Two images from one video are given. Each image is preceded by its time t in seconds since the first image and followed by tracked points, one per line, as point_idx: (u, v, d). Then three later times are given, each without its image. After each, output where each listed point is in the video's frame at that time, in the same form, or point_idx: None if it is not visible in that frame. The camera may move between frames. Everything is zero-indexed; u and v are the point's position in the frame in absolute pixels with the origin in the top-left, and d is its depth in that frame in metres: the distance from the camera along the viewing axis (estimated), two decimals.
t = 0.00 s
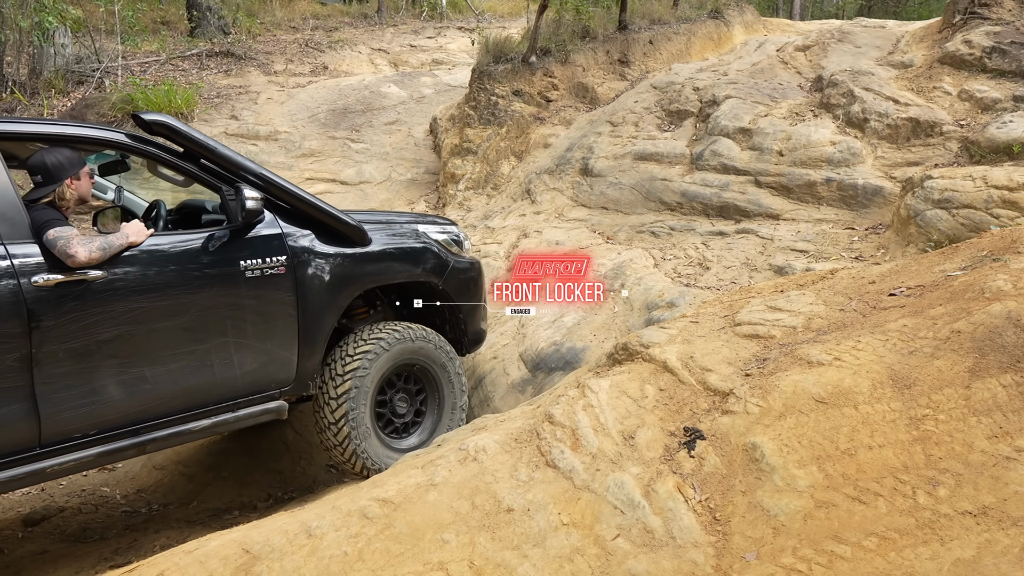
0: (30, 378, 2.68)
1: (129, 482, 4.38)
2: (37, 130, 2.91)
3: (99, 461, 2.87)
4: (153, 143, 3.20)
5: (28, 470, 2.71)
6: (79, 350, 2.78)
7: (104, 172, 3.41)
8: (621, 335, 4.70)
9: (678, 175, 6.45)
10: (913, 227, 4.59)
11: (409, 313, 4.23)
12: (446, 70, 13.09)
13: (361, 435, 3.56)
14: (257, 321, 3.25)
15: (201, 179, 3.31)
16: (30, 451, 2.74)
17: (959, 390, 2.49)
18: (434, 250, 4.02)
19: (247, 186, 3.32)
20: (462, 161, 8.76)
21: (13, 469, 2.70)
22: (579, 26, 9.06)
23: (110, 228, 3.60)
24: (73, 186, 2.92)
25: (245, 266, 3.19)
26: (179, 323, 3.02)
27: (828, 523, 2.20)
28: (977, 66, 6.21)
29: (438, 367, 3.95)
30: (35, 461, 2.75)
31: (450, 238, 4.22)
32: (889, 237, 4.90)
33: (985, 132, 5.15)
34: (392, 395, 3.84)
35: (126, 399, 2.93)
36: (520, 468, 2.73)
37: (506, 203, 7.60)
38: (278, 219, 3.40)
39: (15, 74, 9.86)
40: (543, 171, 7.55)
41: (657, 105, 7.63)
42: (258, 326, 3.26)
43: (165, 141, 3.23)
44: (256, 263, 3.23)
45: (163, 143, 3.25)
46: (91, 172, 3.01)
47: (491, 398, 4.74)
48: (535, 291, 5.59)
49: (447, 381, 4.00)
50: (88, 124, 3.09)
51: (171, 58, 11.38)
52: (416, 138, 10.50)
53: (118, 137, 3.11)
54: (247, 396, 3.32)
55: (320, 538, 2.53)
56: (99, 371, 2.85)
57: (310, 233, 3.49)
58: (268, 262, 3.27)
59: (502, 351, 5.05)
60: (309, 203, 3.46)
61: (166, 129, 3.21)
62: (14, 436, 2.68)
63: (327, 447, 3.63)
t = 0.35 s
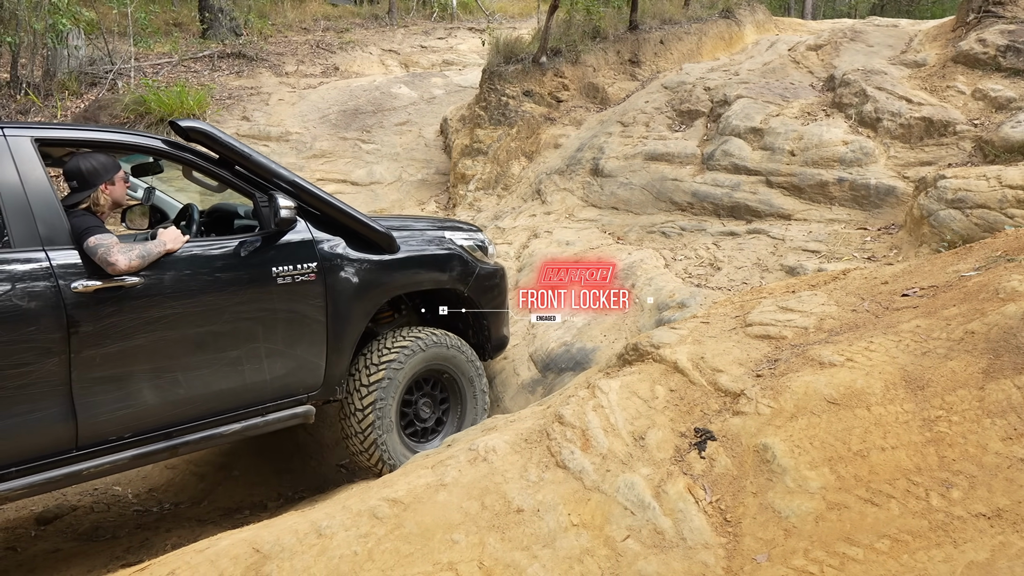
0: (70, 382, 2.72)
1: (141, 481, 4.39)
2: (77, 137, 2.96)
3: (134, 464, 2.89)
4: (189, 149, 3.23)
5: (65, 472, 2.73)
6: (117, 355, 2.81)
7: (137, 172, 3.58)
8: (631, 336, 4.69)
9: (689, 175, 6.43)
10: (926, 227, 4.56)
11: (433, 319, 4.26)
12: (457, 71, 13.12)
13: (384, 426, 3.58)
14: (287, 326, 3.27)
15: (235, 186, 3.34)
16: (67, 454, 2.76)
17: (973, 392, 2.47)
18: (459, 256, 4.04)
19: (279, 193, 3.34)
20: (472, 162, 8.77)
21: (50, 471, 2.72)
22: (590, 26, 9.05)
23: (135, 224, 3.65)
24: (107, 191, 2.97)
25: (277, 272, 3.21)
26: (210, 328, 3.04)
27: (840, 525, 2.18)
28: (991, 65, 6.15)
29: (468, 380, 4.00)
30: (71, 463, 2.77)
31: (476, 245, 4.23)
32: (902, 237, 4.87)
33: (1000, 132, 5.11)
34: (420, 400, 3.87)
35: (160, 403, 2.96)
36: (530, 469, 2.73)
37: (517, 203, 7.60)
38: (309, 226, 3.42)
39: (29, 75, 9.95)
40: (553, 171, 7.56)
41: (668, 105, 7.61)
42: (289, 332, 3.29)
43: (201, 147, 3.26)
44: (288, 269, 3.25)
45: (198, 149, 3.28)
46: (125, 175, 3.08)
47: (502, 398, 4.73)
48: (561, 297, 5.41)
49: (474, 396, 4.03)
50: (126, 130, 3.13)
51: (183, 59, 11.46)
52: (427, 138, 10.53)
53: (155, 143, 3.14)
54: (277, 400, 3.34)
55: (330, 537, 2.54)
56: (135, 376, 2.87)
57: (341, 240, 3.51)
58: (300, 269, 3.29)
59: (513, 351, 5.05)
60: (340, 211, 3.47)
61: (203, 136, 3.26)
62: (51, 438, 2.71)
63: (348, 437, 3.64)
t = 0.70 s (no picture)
0: (87, 387, 2.72)
1: (142, 481, 4.38)
2: (96, 141, 2.97)
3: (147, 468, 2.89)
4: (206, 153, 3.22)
5: (80, 476, 2.72)
6: (132, 359, 2.81)
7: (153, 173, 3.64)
8: (632, 336, 4.69)
9: (691, 175, 6.42)
10: (929, 227, 4.54)
11: (444, 325, 4.25)
12: (459, 72, 13.13)
13: (395, 421, 3.59)
14: (301, 330, 3.27)
15: (250, 190, 3.32)
16: (82, 457, 2.77)
17: (974, 391, 2.46)
18: (470, 261, 4.03)
19: (294, 198, 3.33)
20: (474, 162, 8.77)
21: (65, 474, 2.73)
22: (592, 26, 9.05)
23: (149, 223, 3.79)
24: (120, 200, 2.95)
25: (291, 277, 3.21)
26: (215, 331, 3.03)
27: (840, 525, 2.17)
28: (994, 65, 6.13)
29: (481, 391, 4.00)
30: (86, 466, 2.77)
31: (487, 249, 4.22)
32: (904, 237, 4.85)
33: (1003, 131, 5.09)
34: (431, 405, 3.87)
35: (174, 407, 2.97)
36: (529, 469, 2.72)
37: (518, 204, 7.60)
38: (323, 230, 3.41)
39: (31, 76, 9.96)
40: (555, 171, 7.55)
41: (670, 106, 7.60)
42: (304, 337, 3.29)
43: (218, 151, 3.24)
44: (302, 274, 3.24)
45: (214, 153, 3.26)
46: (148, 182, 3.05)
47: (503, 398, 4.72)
48: (572, 303, 5.24)
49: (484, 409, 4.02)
50: (143, 135, 3.12)
51: (186, 61, 11.49)
52: (429, 139, 10.53)
53: (171, 147, 3.13)
54: (289, 405, 3.34)
55: (329, 537, 2.54)
56: (150, 380, 2.88)
57: (354, 245, 3.50)
58: (314, 274, 3.28)
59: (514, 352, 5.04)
60: (354, 216, 3.46)
61: (219, 140, 3.22)
62: (66, 441, 2.71)
63: (356, 430, 3.65)
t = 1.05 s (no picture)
0: (91, 387, 2.71)
1: (132, 481, 4.36)
2: (102, 141, 2.93)
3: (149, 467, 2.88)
4: (210, 154, 3.19)
5: (83, 475, 2.72)
6: (136, 359, 2.80)
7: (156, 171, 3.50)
8: (623, 335, 4.69)
9: (683, 174, 6.43)
10: (918, 226, 4.55)
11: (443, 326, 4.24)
12: (451, 71, 13.11)
13: (395, 413, 3.58)
14: (302, 330, 3.26)
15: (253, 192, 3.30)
16: (86, 455, 2.76)
17: (960, 390, 2.47)
18: (471, 263, 4.03)
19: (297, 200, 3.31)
20: (466, 161, 8.77)
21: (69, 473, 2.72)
22: (584, 25, 9.05)
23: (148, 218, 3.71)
24: (118, 208, 2.94)
25: (293, 278, 3.19)
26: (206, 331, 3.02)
27: (827, 522, 2.18)
28: (984, 64, 6.16)
29: (480, 398, 4.01)
30: (90, 465, 2.77)
31: (487, 250, 4.22)
32: (894, 237, 4.87)
33: (992, 131, 5.11)
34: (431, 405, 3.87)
35: (176, 407, 2.96)
36: (518, 468, 2.72)
37: (510, 203, 7.59)
38: (325, 232, 3.39)
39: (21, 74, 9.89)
40: (547, 170, 7.56)
41: (662, 105, 7.61)
42: (306, 338, 3.28)
43: (222, 153, 3.21)
44: (304, 275, 3.23)
45: (218, 154, 3.23)
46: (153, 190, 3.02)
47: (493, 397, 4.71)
48: (572, 304, 5.19)
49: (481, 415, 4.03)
50: (147, 134, 3.09)
51: (177, 59, 11.44)
52: (421, 138, 10.52)
53: (175, 148, 3.10)
54: (290, 404, 3.34)
55: (318, 536, 2.53)
56: (154, 379, 2.87)
57: (356, 246, 3.49)
58: (316, 275, 3.27)
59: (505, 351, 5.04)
60: (357, 219, 3.45)
61: (224, 141, 3.19)
62: (70, 440, 2.71)
63: (354, 420, 3.64)
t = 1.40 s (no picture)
0: (84, 389, 2.70)
1: (124, 482, 4.34)
2: (96, 142, 2.92)
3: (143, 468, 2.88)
4: (202, 154, 3.18)
5: (76, 477, 2.71)
6: (129, 360, 2.79)
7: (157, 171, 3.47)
8: (616, 335, 4.69)
9: (676, 175, 6.44)
10: (909, 226, 4.58)
11: (437, 325, 4.24)
12: (445, 71, 13.11)
13: (389, 411, 3.57)
14: (296, 330, 3.26)
15: (246, 191, 3.29)
16: (78, 457, 2.76)
17: (950, 390, 2.48)
18: (465, 262, 4.02)
19: (290, 200, 3.30)
20: (460, 162, 8.76)
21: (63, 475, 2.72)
22: (578, 25, 9.05)
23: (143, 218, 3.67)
24: (111, 210, 2.91)
25: (286, 278, 3.18)
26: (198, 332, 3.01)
27: (818, 522, 2.19)
28: (975, 65, 6.19)
29: (473, 397, 4.01)
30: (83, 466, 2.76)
31: (481, 250, 4.22)
32: (885, 237, 4.89)
33: (983, 131, 5.14)
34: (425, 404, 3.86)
35: (170, 407, 2.95)
36: (511, 468, 2.72)
37: (504, 203, 7.59)
38: (319, 232, 3.38)
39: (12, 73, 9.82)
40: (541, 170, 7.56)
41: (655, 105, 7.62)
42: (299, 338, 3.28)
43: (214, 152, 3.20)
44: (298, 275, 3.22)
45: (210, 154, 3.22)
46: (147, 194, 3.01)
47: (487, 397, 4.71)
48: (567, 305, 5.19)
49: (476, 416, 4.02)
50: (139, 135, 3.07)
51: (170, 59, 11.39)
52: (415, 138, 10.51)
53: (167, 148, 3.09)
54: (283, 405, 3.34)
55: (310, 538, 2.52)
56: (147, 380, 2.86)
57: (350, 246, 3.48)
58: (309, 275, 3.26)
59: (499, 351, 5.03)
60: (350, 218, 3.44)
61: (216, 141, 3.18)
62: (63, 442, 2.69)
63: (348, 418, 3.62)
